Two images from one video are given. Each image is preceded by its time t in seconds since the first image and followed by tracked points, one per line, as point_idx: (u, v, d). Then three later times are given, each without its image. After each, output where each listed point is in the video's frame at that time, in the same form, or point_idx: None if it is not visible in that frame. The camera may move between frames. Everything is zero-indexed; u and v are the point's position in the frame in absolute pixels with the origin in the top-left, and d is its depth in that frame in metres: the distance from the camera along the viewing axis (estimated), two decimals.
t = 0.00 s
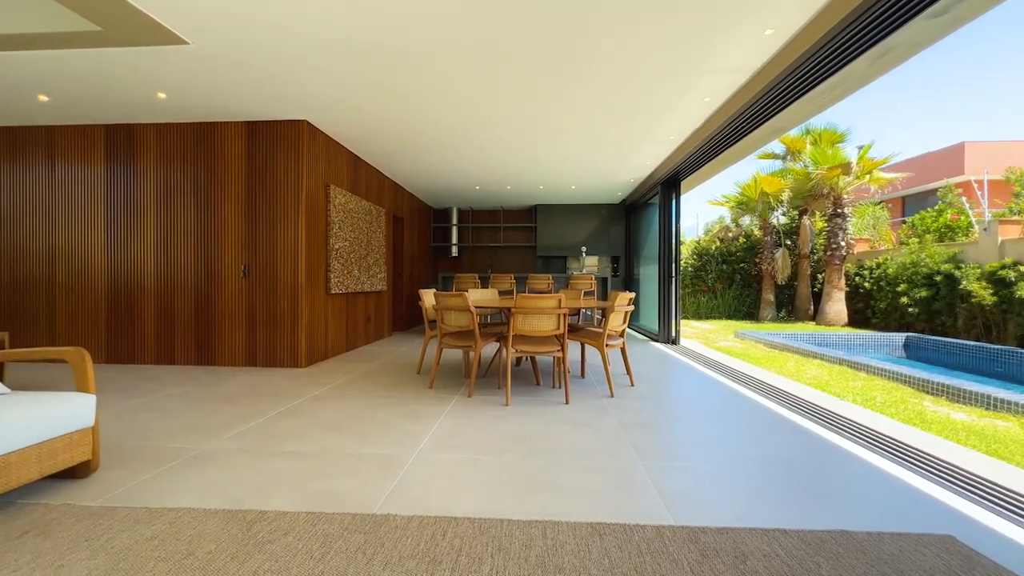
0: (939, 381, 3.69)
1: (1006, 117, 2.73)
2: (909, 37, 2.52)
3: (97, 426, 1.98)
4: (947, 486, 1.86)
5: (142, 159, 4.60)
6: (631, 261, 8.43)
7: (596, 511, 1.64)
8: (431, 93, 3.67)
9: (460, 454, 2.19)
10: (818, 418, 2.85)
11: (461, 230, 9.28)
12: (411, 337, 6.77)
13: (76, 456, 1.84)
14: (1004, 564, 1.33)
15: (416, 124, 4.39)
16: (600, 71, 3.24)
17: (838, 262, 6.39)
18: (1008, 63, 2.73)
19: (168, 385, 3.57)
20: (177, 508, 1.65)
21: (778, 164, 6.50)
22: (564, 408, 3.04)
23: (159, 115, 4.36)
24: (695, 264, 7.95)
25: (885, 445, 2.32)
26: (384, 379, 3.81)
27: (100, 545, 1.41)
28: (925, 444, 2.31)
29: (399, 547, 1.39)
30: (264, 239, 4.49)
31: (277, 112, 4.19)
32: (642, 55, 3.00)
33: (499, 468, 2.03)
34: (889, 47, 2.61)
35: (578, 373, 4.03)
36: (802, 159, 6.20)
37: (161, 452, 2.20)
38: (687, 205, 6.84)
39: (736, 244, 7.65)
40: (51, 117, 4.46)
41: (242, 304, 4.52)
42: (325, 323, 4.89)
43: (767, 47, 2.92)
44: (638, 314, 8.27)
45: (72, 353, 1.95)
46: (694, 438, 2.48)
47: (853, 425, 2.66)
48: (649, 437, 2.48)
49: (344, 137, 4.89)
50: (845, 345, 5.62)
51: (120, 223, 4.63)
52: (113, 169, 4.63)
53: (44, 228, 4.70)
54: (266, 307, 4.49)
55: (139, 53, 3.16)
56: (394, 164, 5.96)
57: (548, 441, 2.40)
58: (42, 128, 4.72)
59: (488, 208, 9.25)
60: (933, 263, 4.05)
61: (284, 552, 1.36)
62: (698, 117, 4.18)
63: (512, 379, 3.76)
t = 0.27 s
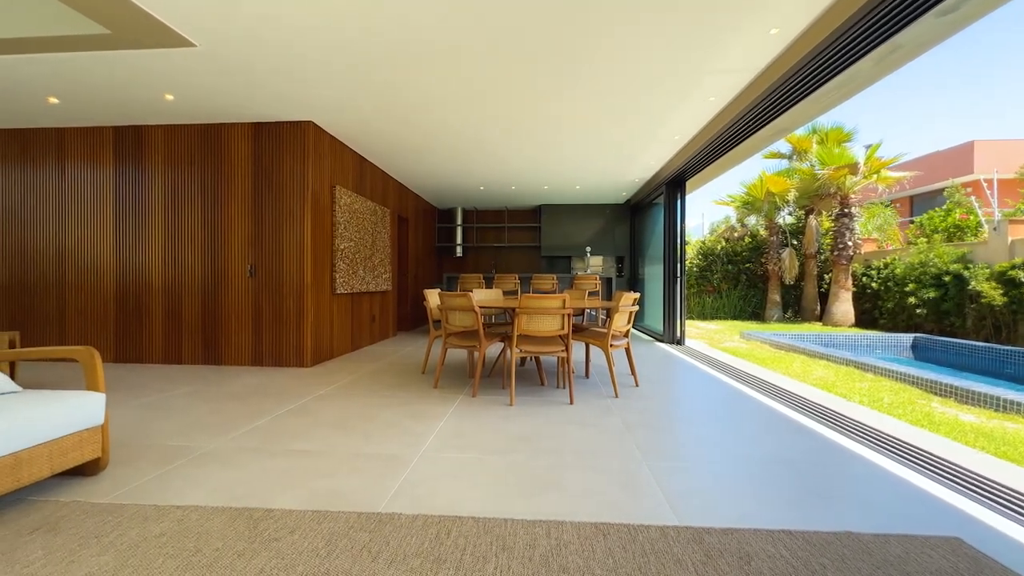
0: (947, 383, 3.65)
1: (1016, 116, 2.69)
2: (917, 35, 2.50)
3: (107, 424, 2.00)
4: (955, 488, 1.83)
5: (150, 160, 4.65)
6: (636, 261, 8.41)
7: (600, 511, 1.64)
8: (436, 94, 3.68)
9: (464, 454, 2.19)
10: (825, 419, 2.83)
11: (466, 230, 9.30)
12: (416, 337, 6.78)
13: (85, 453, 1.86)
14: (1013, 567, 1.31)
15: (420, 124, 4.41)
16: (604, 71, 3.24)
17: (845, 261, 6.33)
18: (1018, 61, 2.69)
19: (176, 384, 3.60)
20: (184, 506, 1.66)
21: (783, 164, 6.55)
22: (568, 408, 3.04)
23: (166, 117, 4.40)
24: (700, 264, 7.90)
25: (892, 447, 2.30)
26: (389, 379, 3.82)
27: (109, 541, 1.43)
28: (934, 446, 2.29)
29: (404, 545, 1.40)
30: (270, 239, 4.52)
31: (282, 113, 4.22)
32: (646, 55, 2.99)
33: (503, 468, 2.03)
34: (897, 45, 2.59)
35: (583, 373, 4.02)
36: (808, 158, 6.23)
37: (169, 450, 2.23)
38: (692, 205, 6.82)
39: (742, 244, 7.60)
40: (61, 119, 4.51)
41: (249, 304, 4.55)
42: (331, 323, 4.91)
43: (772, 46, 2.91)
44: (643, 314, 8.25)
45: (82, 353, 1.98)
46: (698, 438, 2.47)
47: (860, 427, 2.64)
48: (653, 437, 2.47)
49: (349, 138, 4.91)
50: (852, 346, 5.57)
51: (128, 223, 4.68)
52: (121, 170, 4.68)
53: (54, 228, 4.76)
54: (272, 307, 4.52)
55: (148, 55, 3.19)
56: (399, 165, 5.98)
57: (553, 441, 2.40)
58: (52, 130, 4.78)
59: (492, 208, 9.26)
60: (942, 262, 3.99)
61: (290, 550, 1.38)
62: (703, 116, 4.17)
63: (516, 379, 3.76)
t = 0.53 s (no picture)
0: (965, 385, 3.57)
1: None
2: (934, 31, 2.45)
3: (124, 421, 2.05)
4: (973, 492, 1.80)
5: (166, 162, 4.74)
6: (646, 261, 8.36)
7: (609, 512, 1.64)
8: (445, 95, 3.70)
9: (474, 453, 2.20)
10: (839, 421, 2.78)
11: (475, 230, 9.33)
12: (425, 337, 6.82)
13: (104, 450, 1.91)
14: None
15: (430, 125, 4.43)
16: (613, 70, 3.23)
17: (860, 262, 6.23)
18: None
19: (191, 383, 3.67)
20: (199, 502, 1.70)
21: (796, 162, 6.47)
22: (578, 409, 3.04)
23: (181, 120, 4.48)
24: (710, 264, 7.83)
25: (907, 450, 2.26)
26: (399, 378, 3.85)
27: (127, 536, 1.46)
28: (952, 450, 2.24)
29: (414, 543, 1.41)
30: (282, 240, 4.57)
31: (295, 115, 4.28)
32: (656, 54, 2.98)
33: (512, 467, 2.04)
34: (913, 41, 2.54)
35: (592, 374, 4.01)
36: (821, 156, 6.14)
37: (184, 448, 2.27)
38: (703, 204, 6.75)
39: (754, 244, 7.51)
40: (80, 123, 4.62)
41: (261, 304, 4.62)
42: (341, 322, 4.96)
43: (784, 44, 2.87)
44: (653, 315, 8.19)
45: (100, 351, 2.03)
46: (709, 439, 2.45)
47: (874, 429, 2.59)
48: (663, 438, 2.46)
49: (360, 139, 4.96)
50: (867, 347, 5.47)
51: (145, 225, 4.78)
52: (138, 172, 4.78)
53: (73, 230, 4.88)
54: (284, 307, 4.58)
55: (163, 60, 3.26)
56: (408, 166, 6.02)
57: (562, 441, 2.40)
58: (71, 133, 4.90)
59: (501, 208, 9.27)
60: (960, 262, 3.92)
61: (302, 546, 1.39)
62: (713, 115, 4.13)
63: (525, 379, 3.76)
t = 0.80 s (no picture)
0: (980, 387, 3.50)
1: None
2: (949, 27, 2.41)
3: (139, 418, 2.09)
4: (989, 497, 1.76)
5: (179, 164, 4.81)
6: (654, 261, 8.32)
7: (616, 513, 1.63)
8: (453, 95, 3.71)
9: (482, 453, 2.21)
10: (850, 423, 2.75)
11: (483, 231, 9.35)
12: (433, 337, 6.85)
13: (120, 446, 1.95)
14: None
15: (438, 126, 4.45)
16: (622, 70, 3.22)
17: (872, 262, 6.17)
18: None
19: (203, 381, 3.73)
20: (212, 499, 1.73)
21: (807, 161, 6.40)
22: (585, 409, 3.03)
23: (194, 122, 4.55)
24: (719, 264, 7.77)
25: (921, 453, 2.22)
26: (407, 378, 3.88)
27: (142, 531, 1.50)
28: (967, 453, 2.20)
29: (422, 542, 1.42)
30: (292, 240, 4.63)
31: (305, 116, 4.32)
32: (664, 53, 2.96)
33: (519, 467, 2.04)
34: (927, 37, 2.50)
35: (600, 374, 4.00)
36: (833, 155, 6.08)
37: (197, 445, 2.31)
38: (712, 204, 6.70)
39: (763, 244, 7.44)
40: (96, 126, 4.71)
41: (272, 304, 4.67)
42: (350, 322, 5.00)
43: (795, 42, 2.84)
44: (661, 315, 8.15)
45: (116, 350, 2.07)
46: (718, 441, 2.43)
47: (887, 432, 2.56)
48: (671, 439, 2.45)
49: (368, 140, 4.99)
50: (880, 349, 5.39)
51: (158, 226, 4.86)
52: (151, 174, 4.86)
53: (89, 231, 4.97)
54: (294, 307, 4.63)
55: (176, 64, 3.31)
56: (417, 166, 6.06)
57: (570, 442, 2.40)
58: (87, 136, 4.99)
59: (509, 209, 9.27)
60: (976, 262, 3.85)
61: (312, 543, 1.41)
62: (723, 115, 4.10)
63: (533, 379, 3.77)
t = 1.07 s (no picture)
0: (994, 389, 3.42)
1: None
2: (961, 24, 2.37)
3: (151, 417, 2.12)
4: (1003, 500, 1.73)
5: (189, 166, 4.87)
6: (661, 261, 8.28)
7: (622, 514, 1.63)
8: (460, 96, 3.73)
9: (488, 453, 2.22)
10: (860, 425, 2.72)
11: (489, 231, 9.37)
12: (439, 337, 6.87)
13: (132, 445, 1.98)
14: None
15: (445, 126, 4.46)
16: (628, 70, 3.21)
17: (883, 261, 6.05)
18: None
19: (212, 381, 3.77)
20: (222, 497, 1.75)
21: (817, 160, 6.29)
22: (592, 409, 3.03)
23: (204, 125, 4.61)
24: (727, 264, 7.71)
25: (933, 456, 2.19)
26: (414, 378, 3.89)
27: (153, 528, 1.52)
28: (980, 455, 2.16)
29: (428, 541, 1.43)
30: (300, 241, 4.67)
31: (312, 118, 4.36)
32: (670, 52, 2.95)
33: (526, 467, 2.04)
34: (938, 34, 2.46)
35: (606, 375, 3.99)
36: (842, 155, 5.96)
37: (207, 443, 2.34)
38: (719, 203, 6.65)
39: (772, 243, 7.38)
40: (108, 129, 4.79)
41: (280, 304, 4.72)
42: (358, 323, 5.03)
43: (803, 41, 2.82)
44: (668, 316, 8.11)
45: (128, 350, 2.10)
46: (727, 442, 2.42)
47: (898, 434, 2.52)
48: (678, 440, 2.43)
49: (375, 141, 5.02)
50: (891, 349, 5.32)
51: (169, 227, 4.92)
52: (162, 176, 4.93)
53: (102, 233, 5.05)
54: (302, 307, 4.67)
55: (187, 67, 3.36)
56: (423, 167, 6.08)
57: (576, 442, 2.40)
58: (99, 139, 5.07)
59: (515, 209, 9.27)
60: (990, 262, 3.75)
61: (320, 542, 1.42)
62: (730, 114, 4.07)
63: (539, 379, 3.77)
